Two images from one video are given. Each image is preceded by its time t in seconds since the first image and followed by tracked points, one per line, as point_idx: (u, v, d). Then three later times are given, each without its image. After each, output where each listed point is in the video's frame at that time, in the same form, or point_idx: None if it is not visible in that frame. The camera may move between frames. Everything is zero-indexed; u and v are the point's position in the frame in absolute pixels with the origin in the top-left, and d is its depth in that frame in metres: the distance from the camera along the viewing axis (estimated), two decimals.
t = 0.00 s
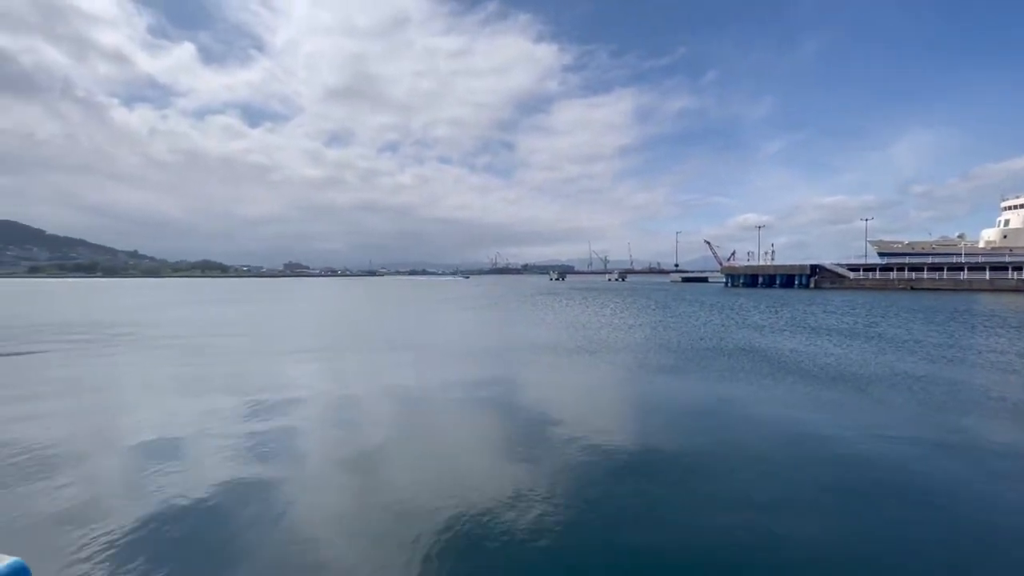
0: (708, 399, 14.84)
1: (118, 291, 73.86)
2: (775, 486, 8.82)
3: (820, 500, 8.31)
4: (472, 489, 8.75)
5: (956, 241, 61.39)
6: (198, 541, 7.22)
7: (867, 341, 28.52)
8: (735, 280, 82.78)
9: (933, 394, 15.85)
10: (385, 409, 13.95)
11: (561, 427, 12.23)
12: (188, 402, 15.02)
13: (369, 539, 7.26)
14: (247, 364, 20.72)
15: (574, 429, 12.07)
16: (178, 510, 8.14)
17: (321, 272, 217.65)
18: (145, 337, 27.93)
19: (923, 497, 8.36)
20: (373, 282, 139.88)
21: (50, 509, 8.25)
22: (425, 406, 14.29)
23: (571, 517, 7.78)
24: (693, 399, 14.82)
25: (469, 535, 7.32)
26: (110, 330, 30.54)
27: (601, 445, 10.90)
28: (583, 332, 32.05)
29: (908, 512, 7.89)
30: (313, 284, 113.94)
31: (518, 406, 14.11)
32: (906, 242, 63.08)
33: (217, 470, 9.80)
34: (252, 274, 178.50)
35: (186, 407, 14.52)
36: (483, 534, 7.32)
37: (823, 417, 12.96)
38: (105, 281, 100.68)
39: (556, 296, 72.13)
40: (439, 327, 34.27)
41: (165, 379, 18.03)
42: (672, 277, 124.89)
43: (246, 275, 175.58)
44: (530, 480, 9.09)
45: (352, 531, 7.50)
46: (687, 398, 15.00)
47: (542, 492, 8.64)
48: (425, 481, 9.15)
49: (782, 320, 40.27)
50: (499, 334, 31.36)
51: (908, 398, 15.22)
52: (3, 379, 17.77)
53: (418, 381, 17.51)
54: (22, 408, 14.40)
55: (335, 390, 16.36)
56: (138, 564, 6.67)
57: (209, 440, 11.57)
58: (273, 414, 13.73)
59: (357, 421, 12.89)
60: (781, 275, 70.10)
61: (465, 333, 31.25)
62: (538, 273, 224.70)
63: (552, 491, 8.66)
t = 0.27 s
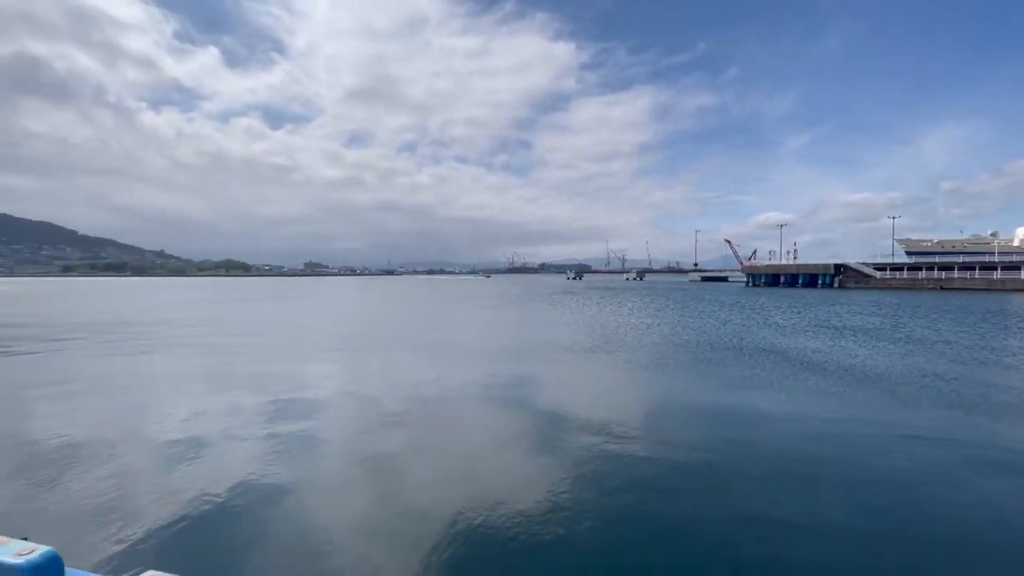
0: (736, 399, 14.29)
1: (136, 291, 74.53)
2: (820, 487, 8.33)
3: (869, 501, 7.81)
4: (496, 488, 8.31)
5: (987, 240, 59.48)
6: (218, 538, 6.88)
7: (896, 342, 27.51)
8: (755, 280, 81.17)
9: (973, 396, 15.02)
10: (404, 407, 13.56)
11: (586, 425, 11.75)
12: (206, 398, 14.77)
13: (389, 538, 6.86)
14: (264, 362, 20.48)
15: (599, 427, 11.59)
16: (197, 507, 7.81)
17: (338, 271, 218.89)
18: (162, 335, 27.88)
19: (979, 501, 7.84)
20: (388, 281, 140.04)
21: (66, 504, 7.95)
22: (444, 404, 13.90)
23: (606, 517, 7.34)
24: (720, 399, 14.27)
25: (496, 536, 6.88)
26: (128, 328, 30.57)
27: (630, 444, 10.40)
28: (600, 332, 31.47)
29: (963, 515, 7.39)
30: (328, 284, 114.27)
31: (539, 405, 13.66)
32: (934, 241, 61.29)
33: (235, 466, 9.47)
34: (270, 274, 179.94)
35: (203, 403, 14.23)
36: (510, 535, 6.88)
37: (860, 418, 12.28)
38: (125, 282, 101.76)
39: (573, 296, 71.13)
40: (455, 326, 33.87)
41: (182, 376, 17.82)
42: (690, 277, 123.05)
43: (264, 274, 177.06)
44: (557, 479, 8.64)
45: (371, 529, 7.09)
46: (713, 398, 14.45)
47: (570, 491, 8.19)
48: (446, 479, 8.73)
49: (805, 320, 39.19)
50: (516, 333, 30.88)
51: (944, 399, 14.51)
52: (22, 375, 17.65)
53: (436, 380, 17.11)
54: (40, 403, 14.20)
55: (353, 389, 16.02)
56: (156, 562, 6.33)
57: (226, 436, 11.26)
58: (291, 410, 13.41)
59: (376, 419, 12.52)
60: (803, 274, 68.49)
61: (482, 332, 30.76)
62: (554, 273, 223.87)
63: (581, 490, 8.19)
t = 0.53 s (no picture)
0: (765, 399, 13.77)
1: (158, 291, 75.56)
2: (844, 491, 7.81)
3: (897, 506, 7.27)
4: (520, 488, 7.93)
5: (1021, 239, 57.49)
6: (241, 534, 6.63)
7: (927, 343, 26.59)
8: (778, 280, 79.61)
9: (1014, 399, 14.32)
10: (427, 405, 13.28)
11: (613, 425, 11.35)
12: (228, 395, 14.64)
13: (404, 538, 6.51)
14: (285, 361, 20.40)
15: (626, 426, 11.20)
16: (220, 502, 7.59)
17: (357, 271, 220.47)
18: (185, 334, 28.05)
19: None
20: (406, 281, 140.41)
21: (89, 497, 7.79)
22: (467, 402, 13.60)
23: (615, 520, 6.90)
24: (748, 399, 13.78)
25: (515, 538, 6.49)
26: (151, 326, 30.79)
27: (662, 443, 9.98)
28: (619, 331, 30.95)
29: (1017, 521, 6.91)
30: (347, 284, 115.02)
31: (564, 404, 13.30)
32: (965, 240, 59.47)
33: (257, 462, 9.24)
34: (290, 273, 181.84)
35: (225, 399, 14.10)
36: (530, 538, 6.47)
37: (897, 420, 11.71)
38: (148, 282, 103.38)
39: (591, 296, 70.34)
40: (475, 326, 33.58)
41: (204, 374, 17.76)
42: (710, 277, 121.30)
43: (284, 274, 178.93)
44: (585, 478, 8.24)
45: (388, 529, 6.74)
46: (742, 398, 13.97)
47: (597, 491, 7.77)
48: (469, 478, 8.36)
49: (831, 320, 38.21)
50: (536, 333, 30.50)
51: (983, 401, 13.85)
52: (48, 372, 17.73)
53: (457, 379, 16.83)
54: (65, 399, 14.19)
55: (375, 386, 15.80)
56: (180, 556, 6.11)
57: (249, 432, 11.06)
58: (313, 407, 13.19)
59: (399, 416, 12.27)
60: (828, 274, 66.95)
61: (500, 331, 30.40)
62: (572, 272, 222.79)
63: (609, 491, 7.76)
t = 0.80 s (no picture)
0: (797, 400, 13.17)
1: (183, 290, 76.67)
2: (876, 497, 7.19)
3: (929, 514, 6.66)
4: (542, 488, 7.50)
5: None
6: (260, 533, 6.36)
7: (964, 345, 25.62)
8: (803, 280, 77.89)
9: None
10: (448, 404, 12.93)
11: (639, 425, 10.90)
12: (249, 394, 14.48)
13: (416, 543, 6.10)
14: (304, 359, 20.25)
15: (652, 426, 10.78)
16: (239, 500, 7.33)
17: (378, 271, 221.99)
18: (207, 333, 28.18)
19: None
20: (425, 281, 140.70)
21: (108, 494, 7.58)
22: (487, 401, 13.21)
23: (625, 525, 6.40)
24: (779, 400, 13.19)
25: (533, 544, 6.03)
26: (174, 326, 31.02)
27: (693, 445, 9.48)
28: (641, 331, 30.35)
29: None
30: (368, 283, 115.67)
31: (587, 404, 12.86)
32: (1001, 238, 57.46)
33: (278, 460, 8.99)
34: (312, 274, 183.79)
35: (245, 398, 13.92)
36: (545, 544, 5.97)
37: (944, 422, 11.12)
38: (173, 282, 105.12)
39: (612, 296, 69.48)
40: (495, 325, 33.21)
41: (226, 373, 17.66)
42: (732, 277, 119.31)
43: (306, 274, 180.87)
44: (610, 479, 7.77)
45: (419, 526, 6.49)
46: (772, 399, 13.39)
47: (620, 493, 7.31)
48: (489, 477, 7.95)
49: (861, 321, 37.15)
50: (556, 332, 30.02)
51: None
52: (74, 369, 17.82)
53: (477, 378, 16.47)
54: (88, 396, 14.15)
55: (395, 385, 15.52)
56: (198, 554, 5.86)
57: (268, 431, 10.81)
58: (333, 406, 12.95)
59: (419, 415, 11.93)
60: (856, 274, 65.24)
61: (521, 331, 30.03)
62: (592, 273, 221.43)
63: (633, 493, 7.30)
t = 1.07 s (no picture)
0: (830, 401, 12.69)
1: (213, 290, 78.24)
2: (908, 500, 6.82)
3: (964, 520, 6.27)
4: (566, 486, 7.27)
5: None
6: (287, 527, 6.27)
7: (1006, 347, 24.59)
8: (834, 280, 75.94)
9: None
10: (472, 402, 12.76)
11: (667, 424, 10.58)
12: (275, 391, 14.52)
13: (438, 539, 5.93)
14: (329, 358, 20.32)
15: (680, 425, 10.44)
16: (266, 494, 7.25)
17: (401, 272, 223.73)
18: (236, 332, 28.56)
19: None
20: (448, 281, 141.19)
21: (137, 487, 7.57)
22: (511, 400, 12.99)
23: (639, 524, 6.17)
24: (811, 400, 12.73)
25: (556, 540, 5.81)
26: (204, 325, 31.56)
27: (725, 445, 9.13)
28: (665, 331, 29.84)
29: None
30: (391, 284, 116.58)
31: (613, 403, 12.57)
32: None
33: (304, 455, 8.92)
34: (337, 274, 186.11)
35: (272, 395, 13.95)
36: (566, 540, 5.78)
37: (990, 425, 10.61)
38: (202, 282, 107.35)
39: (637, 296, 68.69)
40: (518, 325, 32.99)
41: (253, 370, 17.79)
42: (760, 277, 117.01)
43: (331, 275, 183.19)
44: (636, 479, 7.49)
45: (444, 520, 6.37)
46: (804, 400, 12.92)
47: (644, 492, 7.04)
48: (512, 475, 7.74)
49: (896, 321, 35.98)
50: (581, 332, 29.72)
51: None
52: (107, 366, 18.16)
53: (501, 377, 16.27)
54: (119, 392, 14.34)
55: (418, 384, 15.40)
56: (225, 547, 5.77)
57: (294, 427, 10.79)
58: (357, 403, 12.87)
59: (442, 413, 11.77)
60: (890, 273, 63.31)
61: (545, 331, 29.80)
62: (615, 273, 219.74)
63: (659, 492, 7.03)
